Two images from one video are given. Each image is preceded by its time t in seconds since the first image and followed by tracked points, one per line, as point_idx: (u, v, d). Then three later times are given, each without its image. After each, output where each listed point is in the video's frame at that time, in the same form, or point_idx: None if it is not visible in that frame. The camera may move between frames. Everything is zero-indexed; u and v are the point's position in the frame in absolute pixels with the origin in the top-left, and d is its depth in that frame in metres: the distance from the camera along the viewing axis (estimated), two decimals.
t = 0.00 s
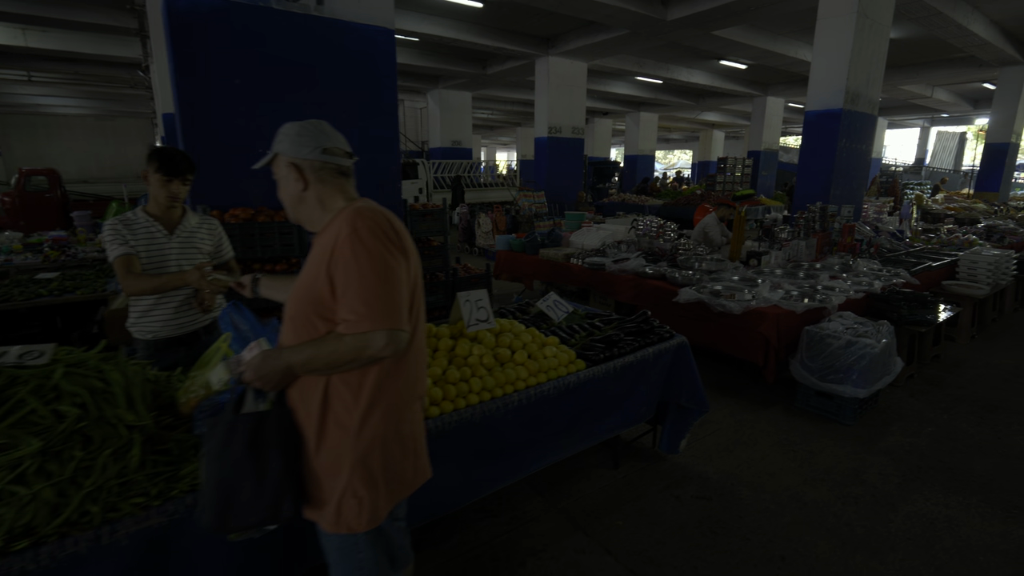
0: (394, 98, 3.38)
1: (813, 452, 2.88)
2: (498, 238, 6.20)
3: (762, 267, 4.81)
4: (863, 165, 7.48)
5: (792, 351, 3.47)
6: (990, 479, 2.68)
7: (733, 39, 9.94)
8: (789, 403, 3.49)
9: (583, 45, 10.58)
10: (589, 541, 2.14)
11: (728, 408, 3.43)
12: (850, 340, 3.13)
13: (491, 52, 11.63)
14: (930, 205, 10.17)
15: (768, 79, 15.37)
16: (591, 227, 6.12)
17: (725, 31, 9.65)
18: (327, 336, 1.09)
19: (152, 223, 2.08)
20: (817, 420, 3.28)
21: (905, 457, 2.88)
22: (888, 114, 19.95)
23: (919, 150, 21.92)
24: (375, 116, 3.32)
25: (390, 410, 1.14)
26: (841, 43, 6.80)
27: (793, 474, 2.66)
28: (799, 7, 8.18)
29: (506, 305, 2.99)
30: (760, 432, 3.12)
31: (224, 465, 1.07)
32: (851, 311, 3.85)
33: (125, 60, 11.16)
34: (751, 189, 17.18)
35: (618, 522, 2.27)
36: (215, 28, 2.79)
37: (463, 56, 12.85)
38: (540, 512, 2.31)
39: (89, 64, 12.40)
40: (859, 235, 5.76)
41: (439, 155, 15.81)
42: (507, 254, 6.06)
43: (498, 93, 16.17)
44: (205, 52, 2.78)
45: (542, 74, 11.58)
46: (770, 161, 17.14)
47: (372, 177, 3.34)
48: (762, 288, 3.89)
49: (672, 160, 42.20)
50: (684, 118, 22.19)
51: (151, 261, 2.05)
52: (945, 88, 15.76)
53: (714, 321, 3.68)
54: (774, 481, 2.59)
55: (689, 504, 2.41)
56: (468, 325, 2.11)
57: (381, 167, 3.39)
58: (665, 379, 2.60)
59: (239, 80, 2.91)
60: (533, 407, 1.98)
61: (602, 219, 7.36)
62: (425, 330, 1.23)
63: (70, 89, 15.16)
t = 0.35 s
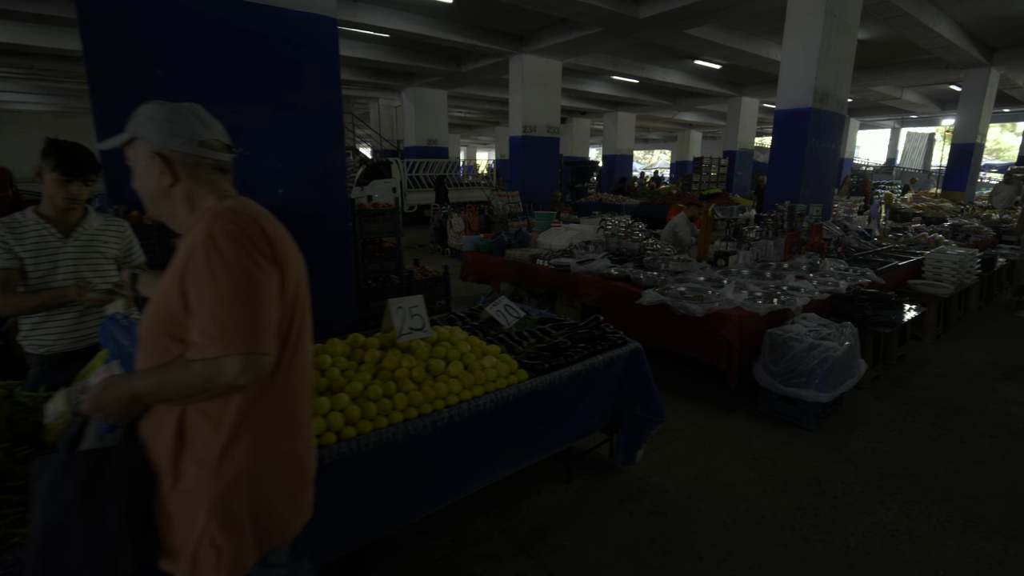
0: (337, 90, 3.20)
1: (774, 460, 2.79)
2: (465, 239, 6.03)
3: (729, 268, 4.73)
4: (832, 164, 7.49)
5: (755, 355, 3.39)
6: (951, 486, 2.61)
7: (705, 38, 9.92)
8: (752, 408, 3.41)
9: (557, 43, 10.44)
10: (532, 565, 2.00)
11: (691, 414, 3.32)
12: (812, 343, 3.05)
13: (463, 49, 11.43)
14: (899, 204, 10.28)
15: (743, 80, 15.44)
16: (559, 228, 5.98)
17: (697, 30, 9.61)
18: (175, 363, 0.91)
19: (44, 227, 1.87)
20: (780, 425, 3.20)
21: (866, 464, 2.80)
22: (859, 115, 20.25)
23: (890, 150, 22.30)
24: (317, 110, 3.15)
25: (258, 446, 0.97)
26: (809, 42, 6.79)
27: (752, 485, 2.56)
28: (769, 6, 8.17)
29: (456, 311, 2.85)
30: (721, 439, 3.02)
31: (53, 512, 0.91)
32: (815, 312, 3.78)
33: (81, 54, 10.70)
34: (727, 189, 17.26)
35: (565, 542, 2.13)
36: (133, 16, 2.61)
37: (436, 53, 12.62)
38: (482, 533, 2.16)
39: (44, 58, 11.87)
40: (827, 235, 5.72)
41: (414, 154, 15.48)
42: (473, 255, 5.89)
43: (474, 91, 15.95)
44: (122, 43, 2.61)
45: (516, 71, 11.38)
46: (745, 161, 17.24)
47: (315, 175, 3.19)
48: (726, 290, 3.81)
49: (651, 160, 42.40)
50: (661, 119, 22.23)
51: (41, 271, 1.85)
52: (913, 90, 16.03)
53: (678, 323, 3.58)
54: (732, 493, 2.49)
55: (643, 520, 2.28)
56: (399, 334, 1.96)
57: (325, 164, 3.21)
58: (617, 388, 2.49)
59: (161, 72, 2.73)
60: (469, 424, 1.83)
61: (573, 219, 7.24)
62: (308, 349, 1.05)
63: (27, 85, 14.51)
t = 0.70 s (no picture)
0: (268, 88, 3.02)
1: (727, 472, 2.71)
2: (427, 241, 5.86)
3: (691, 270, 4.66)
4: (798, 165, 7.51)
5: (711, 361, 3.31)
6: (903, 495, 2.56)
7: (674, 38, 9.90)
8: (709, 415, 3.32)
9: (527, 42, 10.26)
10: None
11: (647, 423, 3.22)
12: (766, 349, 2.99)
13: (433, 47, 11.21)
14: (866, 203, 10.39)
15: (715, 81, 15.52)
16: (524, 230, 5.85)
17: (666, 30, 9.58)
18: None
19: None
20: (736, 434, 3.12)
21: (820, 473, 2.73)
22: (829, 116, 20.56)
23: (859, 151, 22.68)
24: (248, 108, 2.98)
25: (70, 512, 0.90)
26: (774, 43, 6.78)
27: (702, 500, 2.47)
28: (736, 7, 8.16)
29: (395, 320, 2.71)
30: (674, 450, 2.93)
31: None
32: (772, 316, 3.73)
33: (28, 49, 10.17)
34: (701, 189, 17.33)
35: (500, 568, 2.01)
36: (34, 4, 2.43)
37: (406, 51, 12.36)
38: (412, 560, 2.03)
39: None
40: (791, 236, 5.70)
41: (386, 154, 15.16)
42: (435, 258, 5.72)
43: (447, 91, 15.71)
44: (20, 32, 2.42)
45: (487, 71, 11.13)
46: (718, 161, 17.34)
47: (246, 177, 3.03)
48: (684, 293, 3.73)
49: (629, 160, 42.56)
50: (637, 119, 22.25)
51: None
52: (880, 92, 16.32)
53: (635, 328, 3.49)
54: (680, 508, 2.39)
55: (585, 541, 2.17)
56: (313, 349, 1.80)
57: (257, 165, 3.05)
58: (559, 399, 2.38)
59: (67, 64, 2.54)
60: (386, 448, 1.68)
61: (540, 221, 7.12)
62: (123, 407, 0.91)
63: None
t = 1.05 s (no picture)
0: (197, 85, 2.87)
1: (681, 482, 2.65)
2: (388, 244, 5.70)
3: (654, 272, 4.61)
4: (763, 167, 7.56)
5: (669, 366, 3.26)
6: (855, 501, 2.54)
7: (643, 39, 9.91)
8: (667, 421, 3.27)
9: (495, 41, 10.14)
10: None
11: (603, 430, 3.15)
12: (720, 354, 2.95)
13: (401, 45, 11.00)
14: (831, 204, 10.55)
15: (686, 82, 15.65)
16: (488, 232, 5.74)
17: (634, 30, 9.57)
18: None
19: None
20: (692, 439, 3.07)
21: (775, 480, 2.70)
22: (797, 118, 20.92)
23: (827, 152, 23.20)
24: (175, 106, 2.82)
25: None
26: (738, 44, 6.81)
27: (653, 512, 2.40)
28: (702, 9, 8.19)
29: (336, 329, 2.62)
30: (630, 459, 2.86)
31: None
32: (731, 319, 3.69)
33: None
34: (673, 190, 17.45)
35: None
36: None
37: (374, 49, 12.12)
38: None
39: None
40: (753, 237, 5.70)
41: (356, 154, 14.86)
42: (396, 261, 5.56)
43: (418, 90, 15.49)
44: None
45: (456, 70, 10.94)
46: (690, 162, 17.49)
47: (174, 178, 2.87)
48: (642, 297, 3.68)
49: (605, 160, 42.82)
50: (610, 120, 22.31)
51: None
52: (845, 95, 16.69)
53: (592, 333, 3.43)
54: (630, 523, 2.32)
55: (528, 560, 2.08)
56: (223, 366, 1.76)
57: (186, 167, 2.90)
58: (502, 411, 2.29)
59: None
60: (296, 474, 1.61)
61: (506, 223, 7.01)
62: None
63: None
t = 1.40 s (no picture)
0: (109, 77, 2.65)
1: (631, 492, 2.57)
2: (339, 246, 5.47)
3: (610, 274, 4.56)
4: (720, 167, 7.64)
5: (621, 370, 3.19)
6: (804, 506, 2.51)
7: (603, 39, 9.91)
8: (620, 426, 3.20)
9: (455, 39, 9.95)
10: None
11: (555, 438, 3.06)
12: (671, 359, 2.89)
13: (358, 42, 10.70)
14: (787, 204, 10.78)
15: (648, 84, 15.80)
16: (444, 233, 5.58)
17: (594, 30, 9.55)
18: None
19: None
20: (645, 446, 3.01)
21: (726, 487, 2.65)
22: (756, 120, 21.43)
23: (785, 154, 23.86)
24: (84, 99, 2.59)
25: None
26: (694, 46, 6.85)
27: (601, 526, 2.31)
28: (660, 10, 8.23)
29: (263, 340, 2.45)
30: (581, 468, 2.77)
31: None
32: (685, 321, 3.65)
33: None
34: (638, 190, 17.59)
35: None
36: None
37: (330, 45, 11.75)
38: None
39: None
40: (709, 237, 5.73)
41: (314, 154, 14.44)
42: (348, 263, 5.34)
43: (379, 88, 15.16)
44: None
45: (415, 67, 10.70)
46: (653, 163, 17.67)
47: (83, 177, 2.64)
48: (596, 299, 3.61)
49: (572, 161, 43.07)
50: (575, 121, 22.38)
51: None
52: (801, 98, 17.16)
53: (544, 337, 3.34)
54: (577, 538, 2.22)
55: None
56: (114, 388, 1.58)
57: (98, 164, 2.67)
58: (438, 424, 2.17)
59: None
60: (195, 506, 1.46)
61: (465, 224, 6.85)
62: None
63: None
